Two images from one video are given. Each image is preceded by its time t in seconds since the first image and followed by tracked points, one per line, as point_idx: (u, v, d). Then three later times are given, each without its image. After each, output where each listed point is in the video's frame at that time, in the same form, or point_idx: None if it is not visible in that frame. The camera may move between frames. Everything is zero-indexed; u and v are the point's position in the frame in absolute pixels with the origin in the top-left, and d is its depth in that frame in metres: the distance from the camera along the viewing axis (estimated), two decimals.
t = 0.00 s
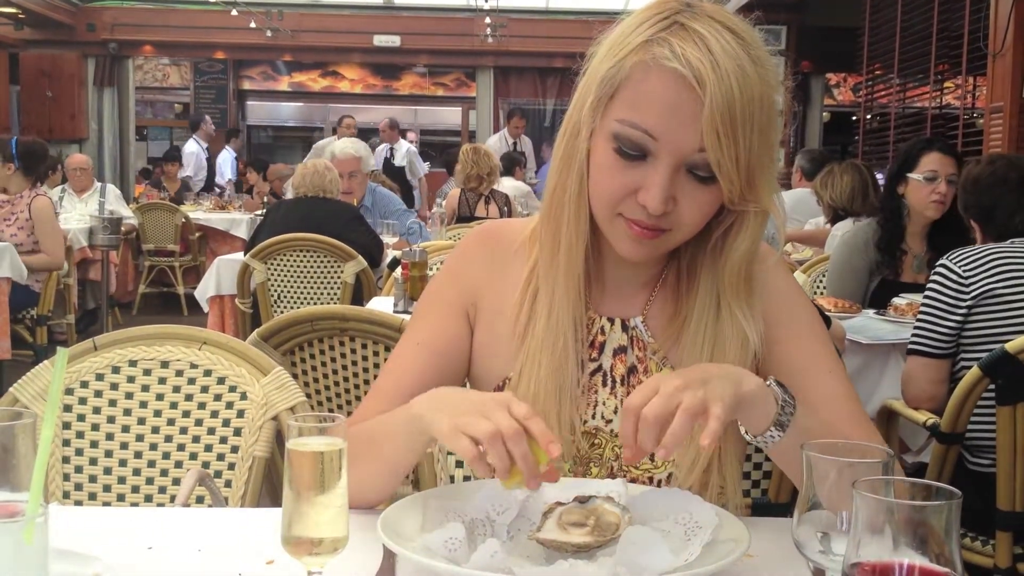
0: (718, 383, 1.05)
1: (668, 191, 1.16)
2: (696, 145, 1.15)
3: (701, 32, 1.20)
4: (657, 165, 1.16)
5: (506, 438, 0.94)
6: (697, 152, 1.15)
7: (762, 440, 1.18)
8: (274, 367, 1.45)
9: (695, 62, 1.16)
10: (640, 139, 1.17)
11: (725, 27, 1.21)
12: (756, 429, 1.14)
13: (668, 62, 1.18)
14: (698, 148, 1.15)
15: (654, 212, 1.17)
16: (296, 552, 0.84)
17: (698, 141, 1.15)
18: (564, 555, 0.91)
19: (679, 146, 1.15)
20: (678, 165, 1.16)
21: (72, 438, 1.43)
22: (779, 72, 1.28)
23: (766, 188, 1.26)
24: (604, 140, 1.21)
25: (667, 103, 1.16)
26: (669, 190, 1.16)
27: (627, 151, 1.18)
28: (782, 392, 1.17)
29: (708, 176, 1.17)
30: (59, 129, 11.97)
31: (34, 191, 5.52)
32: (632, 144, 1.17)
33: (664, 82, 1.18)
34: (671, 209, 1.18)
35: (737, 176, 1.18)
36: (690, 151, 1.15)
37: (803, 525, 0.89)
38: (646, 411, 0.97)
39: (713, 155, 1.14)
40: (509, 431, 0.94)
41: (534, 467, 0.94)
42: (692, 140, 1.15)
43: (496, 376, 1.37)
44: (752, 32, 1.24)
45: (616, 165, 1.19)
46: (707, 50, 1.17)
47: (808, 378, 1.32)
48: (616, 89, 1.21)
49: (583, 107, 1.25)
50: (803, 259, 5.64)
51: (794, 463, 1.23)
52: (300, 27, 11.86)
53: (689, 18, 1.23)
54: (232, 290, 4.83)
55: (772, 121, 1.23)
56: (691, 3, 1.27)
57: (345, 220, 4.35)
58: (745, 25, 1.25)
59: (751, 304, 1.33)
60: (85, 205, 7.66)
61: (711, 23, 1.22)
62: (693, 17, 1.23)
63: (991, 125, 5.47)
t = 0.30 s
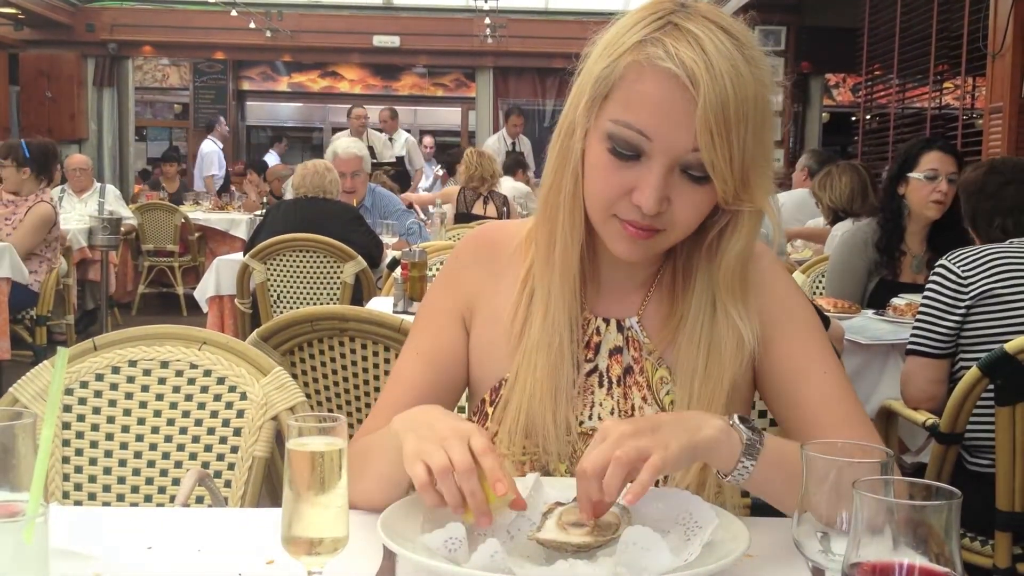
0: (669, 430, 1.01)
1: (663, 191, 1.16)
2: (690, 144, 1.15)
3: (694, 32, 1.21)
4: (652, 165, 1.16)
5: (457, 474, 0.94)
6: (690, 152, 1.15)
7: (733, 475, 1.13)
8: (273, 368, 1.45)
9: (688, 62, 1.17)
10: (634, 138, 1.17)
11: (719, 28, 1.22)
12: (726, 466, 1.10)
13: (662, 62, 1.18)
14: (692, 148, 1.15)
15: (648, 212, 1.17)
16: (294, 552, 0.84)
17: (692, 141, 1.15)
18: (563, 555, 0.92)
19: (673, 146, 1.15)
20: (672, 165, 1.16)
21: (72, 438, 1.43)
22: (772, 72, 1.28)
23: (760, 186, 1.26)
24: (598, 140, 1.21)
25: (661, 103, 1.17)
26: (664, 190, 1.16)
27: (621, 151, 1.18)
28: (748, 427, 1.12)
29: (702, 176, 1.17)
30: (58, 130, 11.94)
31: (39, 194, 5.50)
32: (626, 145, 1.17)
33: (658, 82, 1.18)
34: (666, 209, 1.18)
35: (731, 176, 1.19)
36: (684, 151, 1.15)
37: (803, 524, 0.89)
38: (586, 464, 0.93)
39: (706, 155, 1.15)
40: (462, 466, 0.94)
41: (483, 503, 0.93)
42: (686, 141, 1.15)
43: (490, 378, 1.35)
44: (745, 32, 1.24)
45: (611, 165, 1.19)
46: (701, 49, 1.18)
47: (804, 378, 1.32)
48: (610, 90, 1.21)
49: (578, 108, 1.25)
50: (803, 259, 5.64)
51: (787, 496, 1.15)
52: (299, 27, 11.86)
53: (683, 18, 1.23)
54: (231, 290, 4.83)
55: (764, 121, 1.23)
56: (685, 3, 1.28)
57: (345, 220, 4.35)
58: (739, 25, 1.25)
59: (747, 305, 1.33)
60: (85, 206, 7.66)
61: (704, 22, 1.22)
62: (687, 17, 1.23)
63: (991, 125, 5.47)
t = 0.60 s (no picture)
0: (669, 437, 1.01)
1: (658, 186, 1.16)
2: (684, 140, 1.15)
3: (688, 27, 1.21)
4: (647, 160, 1.16)
5: (448, 485, 0.93)
6: (685, 147, 1.15)
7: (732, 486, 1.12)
8: (273, 366, 1.45)
9: (682, 57, 1.17)
10: (629, 135, 1.17)
11: (713, 24, 1.22)
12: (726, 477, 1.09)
13: (655, 57, 1.18)
14: (686, 143, 1.15)
15: (644, 208, 1.17)
16: (295, 550, 0.84)
17: (686, 135, 1.15)
18: (564, 553, 0.92)
19: (668, 142, 1.15)
20: (668, 161, 1.16)
21: (73, 436, 1.43)
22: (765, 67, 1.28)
23: (755, 181, 1.26)
24: (593, 137, 1.21)
25: (655, 99, 1.17)
26: (659, 185, 1.16)
27: (616, 147, 1.18)
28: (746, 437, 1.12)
29: (697, 171, 1.17)
30: (58, 129, 11.92)
31: (39, 194, 5.51)
32: (621, 141, 1.17)
33: (652, 77, 1.18)
34: (661, 205, 1.17)
35: (726, 170, 1.18)
36: (679, 146, 1.15)
37: (804, 524, 0.89)
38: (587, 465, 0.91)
39: (701, 149, 1.15)
40: (452, 477, 0.92)
41: (474, 513, 0.92)
42: (681, 136, 1.15)
43: (490, 379, 1.35)
44: (738, 27, 1.24)
45: (605, 162, 1.19)
46: (695, 44, 1.18)
47: (802, 376, 1.32)
48: (605, 86, 1.21)
49: (573, 105, 1.25)
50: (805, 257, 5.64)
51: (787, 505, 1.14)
52: (300, 26, 11.86)
53: (678, 13, 1.23)
54: (232, 289, 4.83)
55: (759, 116, 1.23)
56: None
57: (346, 219, 4.35)
58: (732, 20, 1.25)
59: (744, 302, 1.32)
60: (85, 204, 7.66)
61: (698, 18, 1.22)
62: (681, 13, 1.23)
63: (992, 124, 5.46)
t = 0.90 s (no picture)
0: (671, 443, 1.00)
1: (658, 179, 1.16)
2: (685, 132, 1.15)
3: (689, 20, 1.20)
4: (647, 154, 1.16)
5: (445, 488, 0.92)
6: (686, 140, 1.15)
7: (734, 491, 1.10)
8: (275, 361, 1.45)
9: (683, 49, 1.17)
10: (629, 128, 1.17)
11: (715, 17, 1.22)
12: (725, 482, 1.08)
13: (656, 50, 1.18)
14: (687, 136, 1.15)
15: (644, 201, 1.17)
16: (297, 544, 0.84)
17: (687, 128, 1.15)
18: (566, 547, 0.92)
19: (668, 134, 1.15)
20: (668, 154, 1.16)
21: (74, 431, 1.43)
22: (766, 59, 1.28)
23: (756, 174, 1.26)
24: (594, 129, 1.21)
25: (657, 91, 1.17)
26: (660, 179, 1.16)
27: (617, 141, 1.17)
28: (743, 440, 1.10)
29: (698, 164, 1.16)
30: (60, 124, 11.99)
31: (45, 194, 5.49)
32: (622, 134, 1.17)
33: (652, 70, 1.18)
34: (661, 198, 1.17)
35: (726, 163, 1.18)
36: (679, 139, 1.15)
37: (806, 519, 0.89)
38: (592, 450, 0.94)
39: (701, 142, 1.14)
40: (449, 482, 0.92)
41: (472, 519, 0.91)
42: (681, 128, 1.15)
43: (490, 375, 1.34)
44: (738, 20, 1.24)
45: (606, 155, 1.19)
46: (695, 37, 1.18)
47: (803, 371, 1.32)
48: (605, 80, 1.22)
49: (573, 99, 1.25)
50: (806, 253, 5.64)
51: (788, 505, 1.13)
52: (301, 21, 11.86)
53: (677, 6, 1.23)
54: (233, 284, 4.83)
55: (761, 109, 1.23)
56: None
57: (347, 214, 4.35)
58: (732, 13, 1.25)
59: (744, 295, 1.32)
60: (87, 200, 7.67)
61: (698, 10, 1.22)
62: (681, 6, 1.23)
63: (994, 120, 5.45)
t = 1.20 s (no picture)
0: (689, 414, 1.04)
1: (649, 177, 1.16)
2: (674, 129, 1.15)
3: (676, 16, 1.21)
4: (637, 151, 1.16)
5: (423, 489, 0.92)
6: (675, 137, 1.15)
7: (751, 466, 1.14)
8: (274, 360, 1.45)
9: (670, 45, 1.17)
10: (619, 125, 1.17)
11: (701, 13, 1.22)
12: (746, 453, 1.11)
13: (643, 46, 1.18)
14: (676, 132, 1.15)
15: (635, 198, 1.17)
16: (296, 544, 0.84)
17: (677, 125, 1.15)
18: (566, 548, 0.92)
19: (658, 132, 1.15)
20: (658, 151, 1.16)
21: (74, 430, 1.43)
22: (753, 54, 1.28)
23: (745, 170, 1.26)
24: (583, 127, 1.21)
25: (644, 88, 1.17)
26: (650, 175, 1.16)
27: (607, 138, 1.17)
28: (766, 419, 1.13)
29: (688, 161, 1.16)
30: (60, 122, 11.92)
31: (40, 187, 5.49)
32: (611, 132, 1.17)
33: (640, 67, 1.18)
34: (652, 196, 1.17)
35: (716, 159, 1.18)
36: (669, 136, 1.15)
37: (805, 519, 0.89)
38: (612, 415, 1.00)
39: (690, 139, 1.15)
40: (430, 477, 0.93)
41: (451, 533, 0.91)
42: (669, 125, 1.15)
43: (487, 374, 1.34)
44: (725, 16, 1.24)
45: (596, 152, 1.19)
46: (682, 33, 1.18)
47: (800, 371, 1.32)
48: (594, 77, 1.22)
49: (562, 97, 1.25)
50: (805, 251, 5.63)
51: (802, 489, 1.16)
52: (301, 18, 11.86)
53: (664, 3, 1.23)
54: (233, 282, 4.83)
55: (750, 105, 1.24)
56: None
57: (347, 212, 4.35)
58: (718, 9, 1.25)
59: (738, 292, 1.31)
60: (86, 197, 7.65)
61: (686, 7, 1.22)
62: (667, 2, 1.24)
63: (994, 118, 5.45)
